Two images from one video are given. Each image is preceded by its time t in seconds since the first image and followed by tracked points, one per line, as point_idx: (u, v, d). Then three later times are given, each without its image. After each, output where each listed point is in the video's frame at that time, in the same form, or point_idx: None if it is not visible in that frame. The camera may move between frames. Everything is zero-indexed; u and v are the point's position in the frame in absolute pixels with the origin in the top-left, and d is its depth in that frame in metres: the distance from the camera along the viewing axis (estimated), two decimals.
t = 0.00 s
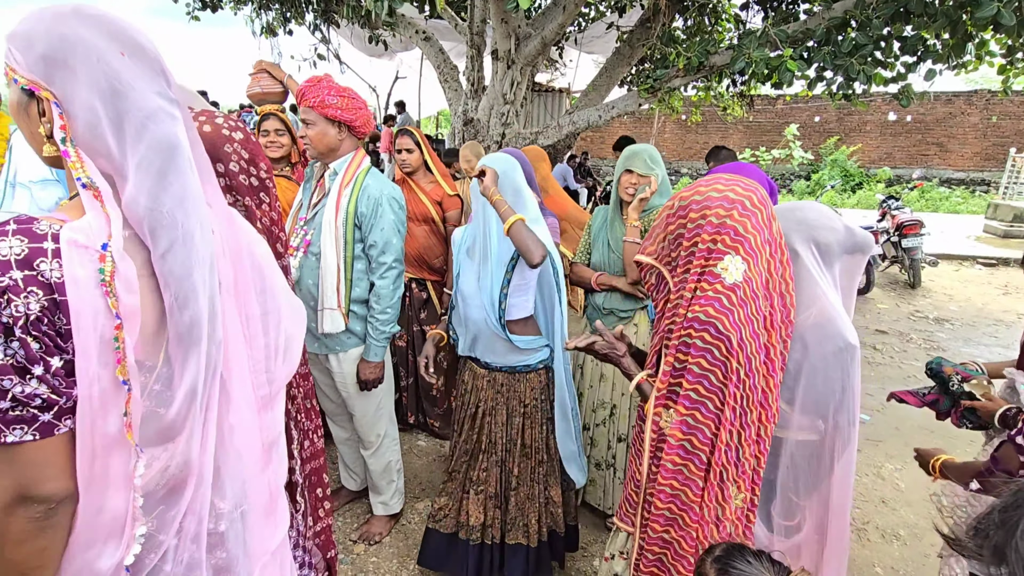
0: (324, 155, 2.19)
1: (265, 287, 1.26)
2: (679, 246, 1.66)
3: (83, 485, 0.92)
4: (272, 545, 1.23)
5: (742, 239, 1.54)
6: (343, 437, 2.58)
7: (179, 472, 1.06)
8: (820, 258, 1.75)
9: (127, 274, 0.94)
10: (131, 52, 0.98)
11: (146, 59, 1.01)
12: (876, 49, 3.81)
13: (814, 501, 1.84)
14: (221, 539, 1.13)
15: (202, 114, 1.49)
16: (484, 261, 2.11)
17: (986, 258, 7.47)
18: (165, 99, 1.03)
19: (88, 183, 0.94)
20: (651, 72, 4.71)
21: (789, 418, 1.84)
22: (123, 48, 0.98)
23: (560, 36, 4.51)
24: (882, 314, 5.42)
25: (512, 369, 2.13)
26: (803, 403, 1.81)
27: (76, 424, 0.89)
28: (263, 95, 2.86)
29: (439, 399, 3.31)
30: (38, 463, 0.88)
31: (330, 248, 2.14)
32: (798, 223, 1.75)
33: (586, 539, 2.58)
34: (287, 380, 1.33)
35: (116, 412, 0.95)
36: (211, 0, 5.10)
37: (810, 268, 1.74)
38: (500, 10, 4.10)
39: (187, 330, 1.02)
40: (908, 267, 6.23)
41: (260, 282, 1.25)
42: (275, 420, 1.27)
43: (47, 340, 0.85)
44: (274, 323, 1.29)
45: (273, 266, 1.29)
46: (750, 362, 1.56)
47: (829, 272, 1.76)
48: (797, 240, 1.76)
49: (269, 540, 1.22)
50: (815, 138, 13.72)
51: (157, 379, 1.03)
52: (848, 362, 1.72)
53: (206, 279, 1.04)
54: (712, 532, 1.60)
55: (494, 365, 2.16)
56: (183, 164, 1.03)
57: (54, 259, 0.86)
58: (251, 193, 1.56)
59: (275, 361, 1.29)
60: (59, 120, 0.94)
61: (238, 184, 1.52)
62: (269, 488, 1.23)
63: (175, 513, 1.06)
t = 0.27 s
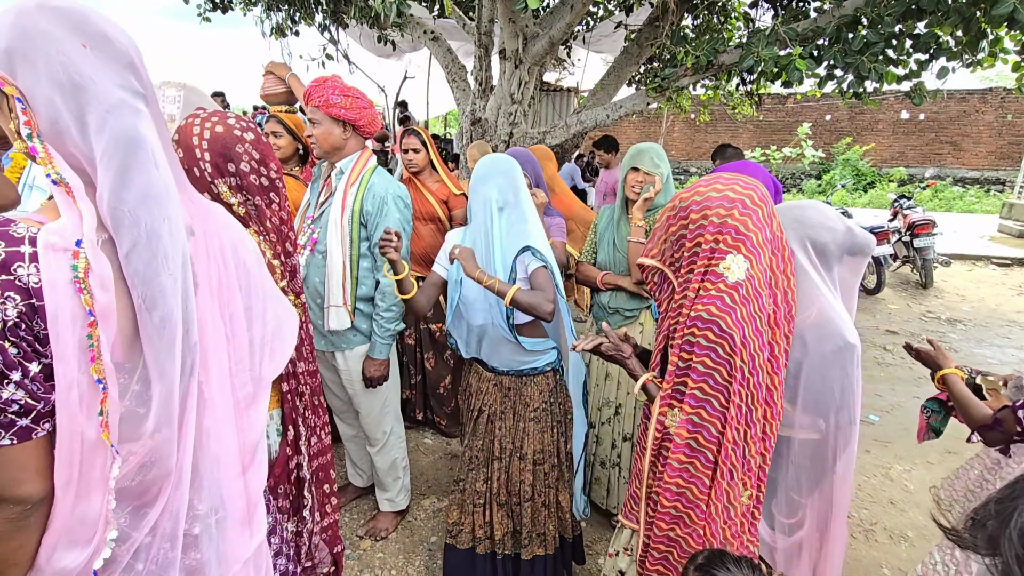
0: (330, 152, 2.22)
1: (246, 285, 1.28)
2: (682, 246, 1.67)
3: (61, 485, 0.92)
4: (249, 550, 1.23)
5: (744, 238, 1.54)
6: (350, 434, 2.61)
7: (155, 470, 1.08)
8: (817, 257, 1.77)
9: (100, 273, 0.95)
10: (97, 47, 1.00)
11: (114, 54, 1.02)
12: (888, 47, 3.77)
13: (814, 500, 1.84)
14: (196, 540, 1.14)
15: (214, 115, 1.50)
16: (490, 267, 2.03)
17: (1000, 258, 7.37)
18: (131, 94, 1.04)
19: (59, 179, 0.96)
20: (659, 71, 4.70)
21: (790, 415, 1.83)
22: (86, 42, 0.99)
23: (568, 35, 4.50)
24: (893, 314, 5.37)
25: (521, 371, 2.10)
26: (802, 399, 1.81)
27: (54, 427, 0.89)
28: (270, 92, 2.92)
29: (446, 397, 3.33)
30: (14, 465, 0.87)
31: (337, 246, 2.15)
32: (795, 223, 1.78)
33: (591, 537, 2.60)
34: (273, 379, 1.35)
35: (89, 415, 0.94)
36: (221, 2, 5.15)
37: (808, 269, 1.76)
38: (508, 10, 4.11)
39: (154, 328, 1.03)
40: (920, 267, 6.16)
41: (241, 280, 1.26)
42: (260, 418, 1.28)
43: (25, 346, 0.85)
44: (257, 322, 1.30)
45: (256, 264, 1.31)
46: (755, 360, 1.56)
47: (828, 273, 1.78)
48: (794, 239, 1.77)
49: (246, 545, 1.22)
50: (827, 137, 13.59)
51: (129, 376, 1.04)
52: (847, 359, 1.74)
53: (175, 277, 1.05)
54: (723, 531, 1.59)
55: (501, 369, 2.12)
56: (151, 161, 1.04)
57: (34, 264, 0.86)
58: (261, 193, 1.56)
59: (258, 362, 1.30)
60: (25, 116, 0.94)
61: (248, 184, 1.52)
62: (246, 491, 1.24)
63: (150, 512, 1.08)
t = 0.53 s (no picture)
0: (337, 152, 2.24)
1: (237, 283, 1.21)
2: (687, 247, 1.67)
3: (48, 490, 0.89)
4: (235, 555, 1.21)
5: (749, 238, 1.53)
6: (359, 431, 2.62)
7: (140, 472, 1.04)
8: (826, 255, 1.76)
9: (78, 273, 0.91)
10: (63, 42, 0.91)
11: (81, 46, 0.92)
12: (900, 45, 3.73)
13: (820, 500, 1.82)
14: (185, 542, 1.13)
15: (228, 116, 1.51)
16: (505, 286, 1.94)
17: (1014, 258, 7.28)
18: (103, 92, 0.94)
19: (32, 179, 0.92)
20: (668, 70, 4.69)
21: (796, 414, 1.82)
22: (55, 38, 0.91)
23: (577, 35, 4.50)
24: (905, 315, 5.31)
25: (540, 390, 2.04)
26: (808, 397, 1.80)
27: (40, 432, 0.86)
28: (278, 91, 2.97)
29: (453, 396, 3.34)
30: None
31: (345, 245, 2.17)
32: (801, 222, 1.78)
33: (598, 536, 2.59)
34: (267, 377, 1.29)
35: (72, 416, 0.91)
36: (233, 4, 5.21)
37: (816, 267, 1.76)
38: (516, 10, 4.11)
39: (125, 339, 0.96)
40: (933, 267, 6.09)
41: (231, 279, 1.19)
42: (253, 415, 1.24)
43: (7, 352, 0.82)
44: (249, 320, 1.24)
45: (247, 261, 1.23)
46: (762, 361, 1.55)
47: (837, 270, 1.78)
48: (802, 238, 1.77)
49: (232, 550, 1.20)
50: (838, 135, 13.47)
51: (113, 381, 0.99)
52: (857, 359, 1.72)
53: (148, 280, 0.98)
54: (735, 533, 1.60)
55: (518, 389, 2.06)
56: (120, 161, 0.95)
57: (13, 270, 0.83)
58: (273, 191, 1.56)
59: (251, 357, 1.25)
60: None
61: (260, 183, 1.53)
62: (234, 496, 1.20)
63: (141, 513, 1.06)
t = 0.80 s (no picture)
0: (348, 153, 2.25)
1: (229, 284, 1.17)
2: (699, 245, 1.65)
3: (45, 498, 0.83)
4: (234, 557, 1.18)
5: (762, 238, 1.52)
6: (367, 430, 2.63)
7: (139, 476, 0.98)
8: (839, 254, 1.75)
9: (72, 277, 0.86)
10: (49, 44, 0.85)
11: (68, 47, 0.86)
12: (911, 43, 3.69)
13: (829, 501, 1.81)
14: (184, 543, 1.08)
15: (243, 116, 1.53)
16: (535, 308, 1.93)
17: None
18: (87, 95, 0.88)
19: (22, 183, 0.87)
20: (676, 69, 4.67)
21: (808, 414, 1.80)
22: (40, 40, 0.85)
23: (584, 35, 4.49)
24: (916, 315, 5.26)
25: (563, 409, 2.03)
26: (820, 397, 1.78)
27: (37, 439, 0.81)
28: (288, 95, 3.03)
29: (460, 395, 3.35)
30: None
31: (354, 244, 2.18)
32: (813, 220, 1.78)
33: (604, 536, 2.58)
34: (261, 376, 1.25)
35: (67, 421, 0.85)
36: (242, 6, 5.25)
37: (832, 263, 1.73)
38: (523, 10, 4.11)
39: (116, 349, 0.90)
40: (944, 268, 6.02)
41: (224, 280, 1.15)
42: (248, 414, 1.20)
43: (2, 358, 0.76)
44: (242, 319, 1.20)
45: (240, 263, 1.20)
46: (771, 363, 1.54)
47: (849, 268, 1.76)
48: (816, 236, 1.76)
49: (231, 551, 1.17)
50: (849, 135, 13.36)
51: (109, 386, 0.93)
52: (867, 358, 1.71)
53: (141, 283, 0.92)
54: (739, 534, 1.58)
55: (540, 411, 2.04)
56: (108, 164, 0.89)
57: (8, 275, 0.77)
58: (284, 192, 1.58)
59: (244, 357, 1.21)
60: None
61: (271, 183, 1.54)
62: (231, 496, 1.17)
63: (140, 516, 1.00)
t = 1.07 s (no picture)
0: (354, 153, 2.25)
1: (223, 285, 1.16)
2: (707, 243, 1.64)
3: (31, 500, 0.84)
4: (231, 556, 1.18)
5: (772, 236, 1.51)
6: (373, 429, 2.64)
7: (126, 480, 0.98)
8: (847, 252, 1.73)
9: (61, 281, 0.85)
10: (36, 47, 0.85)
11: (54, 50, 0.87)
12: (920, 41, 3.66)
13: (835, 501, 1.79)
14: (177, 545, 1.08)
15: (250, 117, 1.53)
16: (561, 280, 1.94)
17: None
18: (72, 97, 0.88)
19: (11, 184, 0.86)
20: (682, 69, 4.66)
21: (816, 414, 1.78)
22: (25, 42, 0.85)
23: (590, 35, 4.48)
24: (926, 316, 5.21)
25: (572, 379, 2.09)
26: (827, 397, 1.76)
27: (22, 444, 0.81)
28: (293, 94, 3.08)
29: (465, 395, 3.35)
30: None
31: (360, 244, 2.19)
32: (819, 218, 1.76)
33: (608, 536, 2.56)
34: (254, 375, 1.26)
35: (54, 424, 0.85)
36: (249, 8, 5.29)
37: (840, 261, 1.72)
38: (529, 10, 4.11)
39: (102, 353, 0.90)
40: (955, 268, 5.97)
41: (218, 281, 1.15)
42: (240, 414, 1.20)
43: None
44: (236, 320, 1.19)
45: (236, 265, 1.20)
46: (779, 361, 1.53)
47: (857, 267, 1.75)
48: (824, 235, 1.73)
49: (226, 550, 1.17)
50: (857, 134, 13.26)
51: (99, 388, 0.93)
52: (873, 356, 1.70)
53: (128, 286, 0.93)
54: (747, 536, 1.56)
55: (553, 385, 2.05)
56: (91, 167, 0.90)
57: None
58: (290, 191, 1.58)
59: (238, 357, 1.20)
60: None
61: (278, 183, 1.54)
62: (226, 497, 1.16)
63: (129, 518, 1.00)
